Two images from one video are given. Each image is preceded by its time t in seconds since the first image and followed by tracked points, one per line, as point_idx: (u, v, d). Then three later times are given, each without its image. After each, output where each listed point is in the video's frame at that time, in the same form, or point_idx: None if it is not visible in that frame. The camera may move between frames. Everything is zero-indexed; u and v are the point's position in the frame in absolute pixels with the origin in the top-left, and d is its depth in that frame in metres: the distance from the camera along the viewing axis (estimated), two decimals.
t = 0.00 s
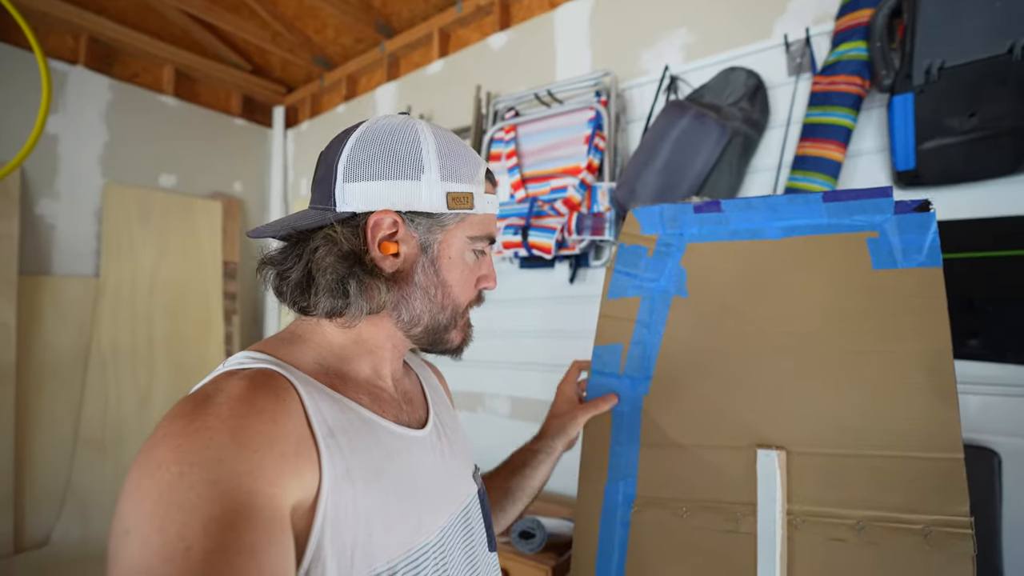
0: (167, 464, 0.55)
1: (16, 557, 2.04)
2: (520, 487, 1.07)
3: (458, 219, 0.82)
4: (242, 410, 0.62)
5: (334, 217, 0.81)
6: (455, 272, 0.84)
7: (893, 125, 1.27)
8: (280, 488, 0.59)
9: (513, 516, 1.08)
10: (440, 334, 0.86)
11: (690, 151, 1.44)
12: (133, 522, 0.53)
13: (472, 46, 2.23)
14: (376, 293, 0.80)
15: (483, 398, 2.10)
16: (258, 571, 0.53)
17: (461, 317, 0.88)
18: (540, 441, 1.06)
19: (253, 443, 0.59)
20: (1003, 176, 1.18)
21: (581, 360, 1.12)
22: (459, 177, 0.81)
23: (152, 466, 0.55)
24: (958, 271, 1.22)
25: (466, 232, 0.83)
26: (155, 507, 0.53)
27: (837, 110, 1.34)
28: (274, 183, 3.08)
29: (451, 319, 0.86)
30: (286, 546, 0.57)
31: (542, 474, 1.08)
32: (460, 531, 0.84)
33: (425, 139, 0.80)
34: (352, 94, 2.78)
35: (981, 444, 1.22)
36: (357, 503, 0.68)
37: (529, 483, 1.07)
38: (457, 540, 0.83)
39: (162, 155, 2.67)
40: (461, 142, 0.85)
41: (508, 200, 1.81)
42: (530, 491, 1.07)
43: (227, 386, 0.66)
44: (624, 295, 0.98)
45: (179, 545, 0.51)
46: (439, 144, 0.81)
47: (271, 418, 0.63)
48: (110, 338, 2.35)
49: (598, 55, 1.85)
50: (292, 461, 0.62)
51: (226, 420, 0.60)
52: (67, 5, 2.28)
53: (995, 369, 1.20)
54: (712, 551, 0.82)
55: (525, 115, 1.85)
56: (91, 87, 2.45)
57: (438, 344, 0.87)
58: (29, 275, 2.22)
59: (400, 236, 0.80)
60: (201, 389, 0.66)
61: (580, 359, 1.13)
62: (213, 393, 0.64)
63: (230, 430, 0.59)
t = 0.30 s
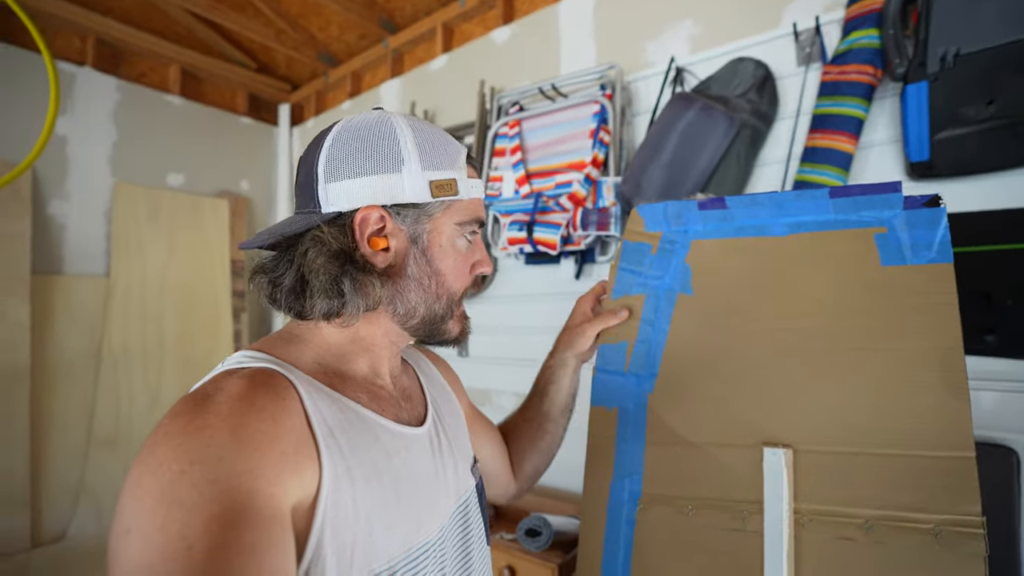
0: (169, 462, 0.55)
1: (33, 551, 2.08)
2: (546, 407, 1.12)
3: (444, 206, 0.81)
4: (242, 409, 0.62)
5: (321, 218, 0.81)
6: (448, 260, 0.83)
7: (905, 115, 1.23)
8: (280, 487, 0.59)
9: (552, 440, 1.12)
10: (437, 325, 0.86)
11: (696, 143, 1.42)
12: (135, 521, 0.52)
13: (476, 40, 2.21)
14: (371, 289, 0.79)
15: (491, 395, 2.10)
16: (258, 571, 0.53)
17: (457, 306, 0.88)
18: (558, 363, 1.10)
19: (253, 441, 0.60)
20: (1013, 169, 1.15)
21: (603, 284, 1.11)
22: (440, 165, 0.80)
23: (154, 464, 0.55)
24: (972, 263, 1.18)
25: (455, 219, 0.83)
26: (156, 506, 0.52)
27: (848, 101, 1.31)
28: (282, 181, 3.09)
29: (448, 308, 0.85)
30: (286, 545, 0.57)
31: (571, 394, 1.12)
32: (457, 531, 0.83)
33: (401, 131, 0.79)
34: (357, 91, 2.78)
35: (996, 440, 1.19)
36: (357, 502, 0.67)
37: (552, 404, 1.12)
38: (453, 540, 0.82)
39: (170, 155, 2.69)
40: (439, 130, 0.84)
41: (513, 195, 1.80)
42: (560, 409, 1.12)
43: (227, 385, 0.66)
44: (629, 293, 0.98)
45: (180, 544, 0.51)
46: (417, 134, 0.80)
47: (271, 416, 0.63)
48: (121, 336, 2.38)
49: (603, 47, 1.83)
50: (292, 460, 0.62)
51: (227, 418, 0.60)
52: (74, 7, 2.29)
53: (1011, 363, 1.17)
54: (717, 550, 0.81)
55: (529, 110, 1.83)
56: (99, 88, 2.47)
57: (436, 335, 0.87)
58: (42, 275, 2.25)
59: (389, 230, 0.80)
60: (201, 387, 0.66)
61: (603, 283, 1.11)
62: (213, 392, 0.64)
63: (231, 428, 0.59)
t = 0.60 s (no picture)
0: (171, 465, 0.54)
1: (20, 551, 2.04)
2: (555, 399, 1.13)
3: (414, 195, 0.82)
4: (244, 412, 0.61)
5: (297, 217, 0.87)
6: (425, 251, 0.83)
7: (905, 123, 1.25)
8: (283, 490, 0.59)
9: (566, 429, 1.14)
10: (422, 320, 0.85)
11: (697, 148, 1.42)
12: (136, 524, 0.51)
13: (477, 40, 2.20)
14: (336, 280, 0.80)
15: (487, 395, 2.10)
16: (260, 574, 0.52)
17: (444, 300, 0.86)
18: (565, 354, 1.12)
19: (256, 445, 0.59)
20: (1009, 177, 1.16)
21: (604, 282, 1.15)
22: (408, 154, 0.82)
23: (156, 467, 0.54)
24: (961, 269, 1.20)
25: (426, 208, 0.83)
26: (158, 508, 0.51)
27: (847, 107, 1.32)
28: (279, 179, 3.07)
29: (431, 301, 0.84)
30: (289, 548, 0.56)
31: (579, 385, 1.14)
32: (459, 534, 0.83)
33: (370, 128, 0.82)
34: (357, 89, 2.77)
35: (987, 445, 1.20)
36: (359, 508, 0.67)
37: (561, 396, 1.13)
38: (456, 543, 0.82)
39: (165, 150, 2.67)
40: (413, 124, 0.86)
41: (513, 196, 1.79)
42: (571, 400, 1.12)
43: (230, 388, 0.65)
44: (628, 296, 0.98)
45: (181, 545, 0.50)
46: (387, 130, 0.83)
47: (273, 419, 0.63)
48: (113, 333, 2.36)
49: (604, 50, 1.83)
50: (295, 463, 0.61)
51: (230, 421, 0.60)
52: None
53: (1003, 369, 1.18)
54: (711, 555, 0.80)
55: (530, 111, 1.83)
56: (94, 81, 2.44)
57: (424, 331, 0.86)
58: (32, 270, 2.22)
59: (358, 224, 0.82)
60: (204, 390, 0.65)
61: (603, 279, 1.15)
62: (216, 395, 0.64)
63: (233, 430, 0.59)
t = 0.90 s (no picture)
0: (175, 459, 0.54)
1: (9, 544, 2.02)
2: (566, 364, 1.18)
3: (335, 179, 0.84)
4: (247, 407, 0.61)
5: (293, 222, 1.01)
6: (346, 234, 0.82)
7: (901, 110, 1.24)
8: (285, 485, 0.59)
9: (580, 392, 1.20)
10: (357, 308, 0.82)
11: (691, 136, 1.41)
12: (140, 517, 0.51)
13: (468, 23, 2.16)
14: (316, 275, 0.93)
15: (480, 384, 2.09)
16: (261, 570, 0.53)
17: (379, 287, 0.81)
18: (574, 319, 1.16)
19: (258, 440, 0.59)
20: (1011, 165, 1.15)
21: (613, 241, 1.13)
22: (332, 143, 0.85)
23: (160, 461, 0.54)
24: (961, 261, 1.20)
25: (343, 191, 0.82)
26: (161, 501, 0.51)
27: (843, 95, 1.30)
28: (266, 165, 3.02)
29: (358, 288, 0.81)
30: (290, 543, 0.56)
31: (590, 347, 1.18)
32: (460, 535, 0.83)
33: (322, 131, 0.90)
34: (345, 73, 2.71)
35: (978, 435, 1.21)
36: (357, 508, 0.66)
37: (573, 362, 1.18)
38: (456, 545, 0.81)
39: (148, 135, 2.61)
40: (357, 110, 0.87)
41: (505, 183, 1.77)
42: (583, 363, 1.18)
43: (234, 383, 0.66)
44: (629, 289, 0.98)
45: (184, 537, 0.50)
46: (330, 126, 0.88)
47: (274, 414, 0.63)
48: (100, 323, 2.32)
49: (599, 34, 1.79)
50: (296, 459, 0.61)
51: (233, 416, 0.60)
52: None
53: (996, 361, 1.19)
54: (713, 552, 0.80)
55: (523, 97, 1.80)
56: (71, 63, 2.36)
57: (362, 322, 0.82)
58: (13, 259, 2.17)
59: (310, 220, 0.90)
60: (210, 384, 0.66)
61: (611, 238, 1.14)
62: (220, 389, 0.64)
63: (235, 425, 0.59)
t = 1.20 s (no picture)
0: (178, 459, 0.54)
1: None
2: (563, 365, 1.20)
3: (341, 184, 0.83)
4: (251, 409, 0.61)
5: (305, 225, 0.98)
6: (353, 238, 0.81)
7: (886, 112, 1.25)
8: (287, 487, 0.58)
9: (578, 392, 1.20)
10: (364, 314, 0.81)
11: (683, 138, 1.41)
12: (145, 516, 0.51)
13: (458, 24, 2.15)
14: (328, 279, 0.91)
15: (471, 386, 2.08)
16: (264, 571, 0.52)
17: (387, 293, 0.80)
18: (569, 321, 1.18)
19: (260, 440, 0.58)
20: (993, 169, 1.17)
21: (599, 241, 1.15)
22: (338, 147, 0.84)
23: (162, 462, 0.54)
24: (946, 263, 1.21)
25: (351, 196, 0.82)
26: (165, 500, 0.51)
27: (830, 98, 1.32)
28: (253, 166, 2.98)
29: (366, 294, 0.81)
30: (293, 545, 0.55)
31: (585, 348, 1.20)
32: (461, 545, 0.82)
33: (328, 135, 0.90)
34: (333, 73, 2.69)
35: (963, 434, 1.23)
36: (355, 514, 0.65)
37: (569, 363, 1.19)
38: (456, 552, 0.81)
39: (132, 135, 2.57)
40: (362, 112, 0.87)
41: (495, 185, 1.77)
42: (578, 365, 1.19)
43: (238, 384, 0.65)
44: (617, 292, 0.99)
45: (186, 538, 0.50)
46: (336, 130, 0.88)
47: (277, 416, 0.62)
48: (82, 327, 2.27)
49: (589, 37, 1.80)
50: (298, 461, 0.60)
51: (237, 417, 0.59)
52: None
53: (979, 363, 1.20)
54: (705, 556, 0.80)
55: (513, 98, 1.80)
56: (51, 61, 2.32)
57: (370, 328, 0.82)
58: None
59: (319, 225, 0.89)
60: (215, 384, 0.65)
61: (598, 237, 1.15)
62: (224, 390, 0.63)
63: (238, 427, 0.58)
